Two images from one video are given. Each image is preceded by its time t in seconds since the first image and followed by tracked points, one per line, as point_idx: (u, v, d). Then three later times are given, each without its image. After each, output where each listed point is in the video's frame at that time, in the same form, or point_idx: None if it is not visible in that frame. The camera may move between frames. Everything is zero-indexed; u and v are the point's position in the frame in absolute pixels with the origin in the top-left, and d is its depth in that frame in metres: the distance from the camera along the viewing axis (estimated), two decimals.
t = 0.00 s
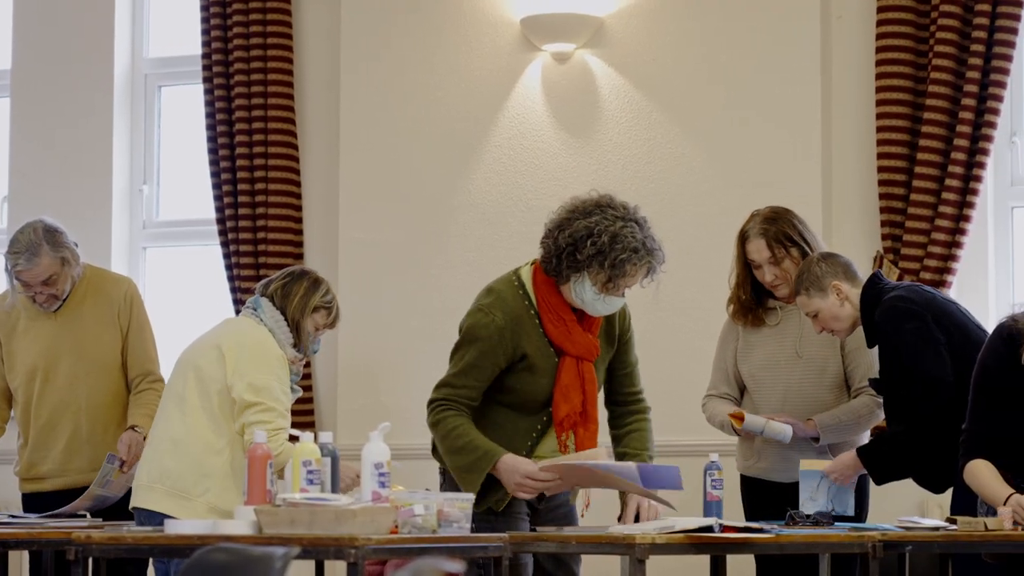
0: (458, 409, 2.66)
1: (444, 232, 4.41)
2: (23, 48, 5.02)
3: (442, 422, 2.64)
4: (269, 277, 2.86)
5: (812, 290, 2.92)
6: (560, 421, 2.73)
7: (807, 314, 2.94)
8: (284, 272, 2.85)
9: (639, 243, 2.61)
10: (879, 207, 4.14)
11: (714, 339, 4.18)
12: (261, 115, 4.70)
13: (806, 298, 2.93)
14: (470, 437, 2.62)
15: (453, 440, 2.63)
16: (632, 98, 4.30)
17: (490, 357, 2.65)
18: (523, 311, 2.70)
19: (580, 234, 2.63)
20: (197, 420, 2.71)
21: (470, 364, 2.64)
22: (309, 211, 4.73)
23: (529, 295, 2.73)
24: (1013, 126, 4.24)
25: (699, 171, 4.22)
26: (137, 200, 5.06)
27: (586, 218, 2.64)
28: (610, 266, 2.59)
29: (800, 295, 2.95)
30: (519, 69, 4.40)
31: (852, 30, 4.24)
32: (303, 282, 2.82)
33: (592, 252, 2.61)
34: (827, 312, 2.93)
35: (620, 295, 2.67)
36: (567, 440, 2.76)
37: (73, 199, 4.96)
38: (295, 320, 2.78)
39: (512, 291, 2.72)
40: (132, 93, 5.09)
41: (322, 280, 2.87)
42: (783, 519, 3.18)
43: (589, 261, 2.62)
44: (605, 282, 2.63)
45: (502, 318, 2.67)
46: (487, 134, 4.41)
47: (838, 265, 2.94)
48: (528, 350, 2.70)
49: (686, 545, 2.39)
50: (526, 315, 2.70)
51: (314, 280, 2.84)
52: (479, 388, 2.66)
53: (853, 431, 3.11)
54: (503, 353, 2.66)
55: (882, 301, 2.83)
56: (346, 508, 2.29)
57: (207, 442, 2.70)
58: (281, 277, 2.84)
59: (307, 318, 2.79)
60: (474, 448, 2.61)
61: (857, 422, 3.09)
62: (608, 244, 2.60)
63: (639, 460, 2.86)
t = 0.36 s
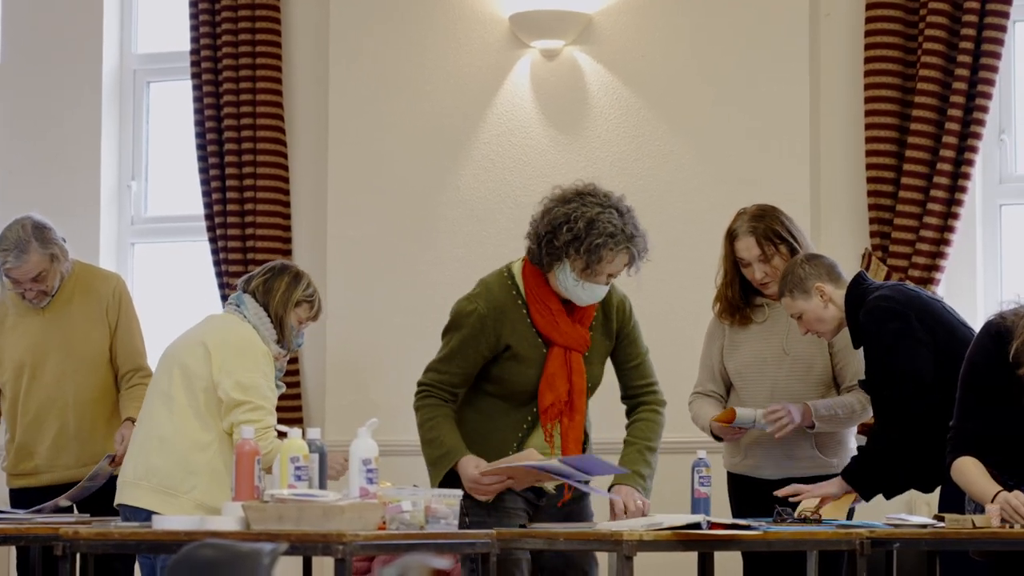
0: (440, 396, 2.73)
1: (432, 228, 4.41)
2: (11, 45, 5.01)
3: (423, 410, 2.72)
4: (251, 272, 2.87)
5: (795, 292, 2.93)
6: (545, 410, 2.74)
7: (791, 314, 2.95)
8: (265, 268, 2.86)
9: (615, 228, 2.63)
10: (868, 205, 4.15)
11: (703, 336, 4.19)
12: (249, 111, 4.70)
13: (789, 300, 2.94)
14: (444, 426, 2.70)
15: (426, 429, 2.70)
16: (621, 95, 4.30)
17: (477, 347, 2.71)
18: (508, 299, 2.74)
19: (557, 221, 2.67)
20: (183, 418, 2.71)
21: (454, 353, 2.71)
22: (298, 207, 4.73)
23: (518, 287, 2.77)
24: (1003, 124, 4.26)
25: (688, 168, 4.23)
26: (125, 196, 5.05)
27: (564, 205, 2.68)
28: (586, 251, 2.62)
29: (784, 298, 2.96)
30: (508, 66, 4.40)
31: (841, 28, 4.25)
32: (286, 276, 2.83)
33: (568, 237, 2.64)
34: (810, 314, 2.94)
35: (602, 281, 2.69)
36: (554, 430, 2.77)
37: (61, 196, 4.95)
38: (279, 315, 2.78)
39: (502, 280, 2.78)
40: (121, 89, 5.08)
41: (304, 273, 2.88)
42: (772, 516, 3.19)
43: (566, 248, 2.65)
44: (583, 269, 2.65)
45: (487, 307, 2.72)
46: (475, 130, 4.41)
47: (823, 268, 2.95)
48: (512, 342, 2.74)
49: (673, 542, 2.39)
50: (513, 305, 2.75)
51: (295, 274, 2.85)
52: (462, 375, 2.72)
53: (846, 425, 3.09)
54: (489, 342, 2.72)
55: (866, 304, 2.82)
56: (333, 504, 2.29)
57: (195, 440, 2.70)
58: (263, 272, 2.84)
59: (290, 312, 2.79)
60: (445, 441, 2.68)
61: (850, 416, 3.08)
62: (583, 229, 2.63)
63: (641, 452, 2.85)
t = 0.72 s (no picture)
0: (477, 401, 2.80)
1: (419, 230, 4.42)
2: None
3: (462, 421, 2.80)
4: (231, 275, 2.86)
5: (777, 301, 2.94)
6: (555, 412, 2.72)
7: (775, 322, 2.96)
8: (245, 270, 2.85)
9: (601, 225, 2.63)
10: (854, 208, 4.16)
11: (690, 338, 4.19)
12: (236, 113, 4.69)
13: (772, 309, 2.95)
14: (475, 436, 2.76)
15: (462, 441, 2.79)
16: (607, 97, 4.31)
17: (497, 351, 2.76)
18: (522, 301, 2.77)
19: (551, 217, 2.71)
20: (167, 420, 2.71)
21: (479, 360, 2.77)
22: (284, 210, 4.72)
23: (536, 289, 2.80)
24: (989, 126, 4.28)
25: (674, 171, 4.24)
26: (112, 199, 5.04)
27: (560, 201, 2.72)
28: (569, 246, 2.65)
29: (767, 307, 2.97)
30: (494, 68, 4.41)
31: (827, 31, 4.26)
32: (267, 278, 2.82)
33: (555, 232, 2.67)
34: (793, 322, 2.94)
35: (593, 279, 2.69)
36: (565, 432, 2.74)
37: (47, 199, 4.94)
38: (261, 318, 2.79)
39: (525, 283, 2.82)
40: (107, 92, 5.07)
41: (284, 274, 2.88)
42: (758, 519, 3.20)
43: (555, 244, 2.69)
44: (571, 266, 2.67)
45: (500, 312, 2.77)
46: (462, 132, 4.41)
47: (805, 275, 2.96)
48: (526, 344, 2.77)
49: (660, 545, 2.39)
50: (528, 308, 2.78)
51: (275, 275, 2.84)
52: (491, 379, 2.77)
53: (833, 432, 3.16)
54: (506, 345, 2.76)
55: (843, 310, 2.84)
56: (320, 506, 2.29)
57: (179, 443, 2.70)
58: (243, 274, 2.83)
59: (272, 314, 2.80)
60: (471, 452, 2.75)
61: (837, 422, 3.13)
62: (570, 225, 2.66)
63: (663, 448, 2.74)
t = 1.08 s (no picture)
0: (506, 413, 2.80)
1: (406, 230, 4.42)
2: None
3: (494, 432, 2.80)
4: (220, 277, 2.86)
5: (760, 306, 2.95)
6: (569, 418, 2.74)
7: (758, 328, 2.97)
8: (235, 272, 2.85)
9: (592, 236, 2.62)
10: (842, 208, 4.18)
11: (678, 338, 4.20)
12: (224, 113, 4.69)
13: (755, 314, 2.96)
14: (508, 448, 2.77)
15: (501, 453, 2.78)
16: (595, 97, 4.31)
17: (509, 361, 2.78)
18: (529, 310, 2.79)
19: (544, 230, 2.71)
20: (155, 421, 2.71)
21: (496, 374, 2.79)
22: (272, 209, 4.72)
23: (542, 298, 2.82)
24: (976, 126, 4.29)
25: (661, 170, 4.24)
26: (99, 199, 5.03)
27: (553, 214, 2.73)
28: (562, 258, 2.64)
29: (750, 313, 2.98)
30: (481, 68, 4.41)
31: (814, 32, 4.28)
32: (255, 281, 2.82)
33: (548, 245, 2.68)
34: (777, 326, 2.95)
35: (589, 289, 2.69)
36: (581, 436, 2.74)
37: (35, 198, 4.93)
38: (249, 320, 2.78)
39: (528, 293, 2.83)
40: (95, 92, 5.06)
41: (273, 276, 2.87)
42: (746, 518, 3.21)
43: (548, 257, 2.69)
44: (567, 278, 2.67)
45: (509, 323, 2.79)
46: (450, 132, 4.42)
47: (786, 281, 2.97)
48: (536, 353, 2.79)
49: (647, 544, 2.40)
50: (535, 316, 2.80)
51: (265, 278, 2.84)
52: (512, 393, 2.79)
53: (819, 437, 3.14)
54: (517, 355, 2.79)
55: (825, 310, 2.85)
56: (307, 506, 2.29)
57: (167, 443, 2.70)
58: (232, 277, 2.83)
59: (261, 316, 2.79)
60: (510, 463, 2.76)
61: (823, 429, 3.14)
62: (561, 237, 2.66)
63: (698, 420, 2.84)
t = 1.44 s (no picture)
0: (494, 411, 2.80)
1: (394, 227, 4.42)
2: None
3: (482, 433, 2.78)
4: (209, 272, 2.86)
5: (749, 305, 2.95)
6: (553, 421, 2.76)
7: (748, 327, 2.99)
8: (225, 267, 2.86)
9: (588, 241, 2.64)
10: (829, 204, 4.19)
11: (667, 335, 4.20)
12: (212, 109, 4.68)
13: (744, 313, 2.97)
14: (495, 447, 2.76)
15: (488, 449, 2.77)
16: (583, 94, 4.31)
17: (499, 358, 2.79)
18: (520, 309, 2.80)
19: (539, 234, 2.72)
20: (144, 417, 2.71)
21: (484, 372, 2.80)
22: (259, 205, 4.71)
23: (533, 296, 2.83)
24: (964, 123, 4.30)
25: (649, 167, 4.24)
26: (87, 195, 5.02)
27: (548, 217, 2.73)
28: (558, 263, 2.65)
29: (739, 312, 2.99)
30: (469, 64, 4.41)
31: (801, 29, 4.28)
32: (244, 276, 2.82)
33: (543, 249, 2.68)
34: (766, 324, 2.97)
35: (582, 292, 2.70)
36: (566, 441, 2.77)
37: (23, 194, 4.91)
38: (238, 316, 2.79)
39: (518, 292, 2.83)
40: (83, 88, 5.05)
41: (262, 270, 2.88)
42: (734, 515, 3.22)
43: (543, 261, 2.70)
44: (562, 282, 2.68)
45: (500, 320, 2.80)
46: (437, 128, 4.42)
47: (775, 279, 2.98)
48: (525, 351, 2.79)
49: (635, 540, 2.40)
50: (525, 315, 2.80)
51: (254, 272, 2.85)
52: (503, 391, 2.79)
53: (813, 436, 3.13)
54: (507, 352, 2.79)
55: (813, 308, 2.86)
56: (295, 502, 2.29)
57: (157, 439, 2.70)
58: (222, 272, 2.84)
59: (251, 312, 2.80)
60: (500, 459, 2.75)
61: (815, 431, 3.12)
62: (557, 241, 2.67)
63: (671, 443, 2.80)
